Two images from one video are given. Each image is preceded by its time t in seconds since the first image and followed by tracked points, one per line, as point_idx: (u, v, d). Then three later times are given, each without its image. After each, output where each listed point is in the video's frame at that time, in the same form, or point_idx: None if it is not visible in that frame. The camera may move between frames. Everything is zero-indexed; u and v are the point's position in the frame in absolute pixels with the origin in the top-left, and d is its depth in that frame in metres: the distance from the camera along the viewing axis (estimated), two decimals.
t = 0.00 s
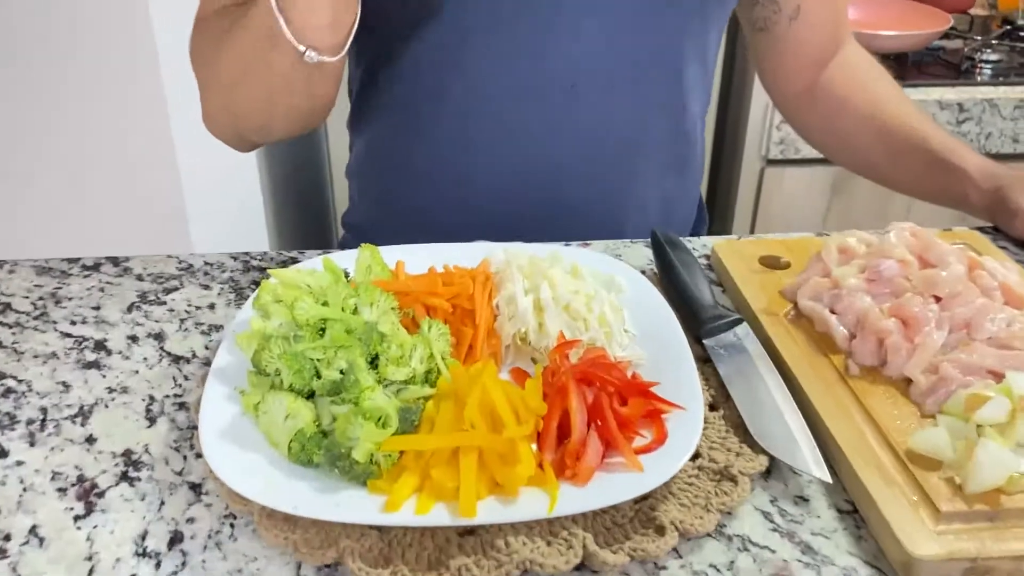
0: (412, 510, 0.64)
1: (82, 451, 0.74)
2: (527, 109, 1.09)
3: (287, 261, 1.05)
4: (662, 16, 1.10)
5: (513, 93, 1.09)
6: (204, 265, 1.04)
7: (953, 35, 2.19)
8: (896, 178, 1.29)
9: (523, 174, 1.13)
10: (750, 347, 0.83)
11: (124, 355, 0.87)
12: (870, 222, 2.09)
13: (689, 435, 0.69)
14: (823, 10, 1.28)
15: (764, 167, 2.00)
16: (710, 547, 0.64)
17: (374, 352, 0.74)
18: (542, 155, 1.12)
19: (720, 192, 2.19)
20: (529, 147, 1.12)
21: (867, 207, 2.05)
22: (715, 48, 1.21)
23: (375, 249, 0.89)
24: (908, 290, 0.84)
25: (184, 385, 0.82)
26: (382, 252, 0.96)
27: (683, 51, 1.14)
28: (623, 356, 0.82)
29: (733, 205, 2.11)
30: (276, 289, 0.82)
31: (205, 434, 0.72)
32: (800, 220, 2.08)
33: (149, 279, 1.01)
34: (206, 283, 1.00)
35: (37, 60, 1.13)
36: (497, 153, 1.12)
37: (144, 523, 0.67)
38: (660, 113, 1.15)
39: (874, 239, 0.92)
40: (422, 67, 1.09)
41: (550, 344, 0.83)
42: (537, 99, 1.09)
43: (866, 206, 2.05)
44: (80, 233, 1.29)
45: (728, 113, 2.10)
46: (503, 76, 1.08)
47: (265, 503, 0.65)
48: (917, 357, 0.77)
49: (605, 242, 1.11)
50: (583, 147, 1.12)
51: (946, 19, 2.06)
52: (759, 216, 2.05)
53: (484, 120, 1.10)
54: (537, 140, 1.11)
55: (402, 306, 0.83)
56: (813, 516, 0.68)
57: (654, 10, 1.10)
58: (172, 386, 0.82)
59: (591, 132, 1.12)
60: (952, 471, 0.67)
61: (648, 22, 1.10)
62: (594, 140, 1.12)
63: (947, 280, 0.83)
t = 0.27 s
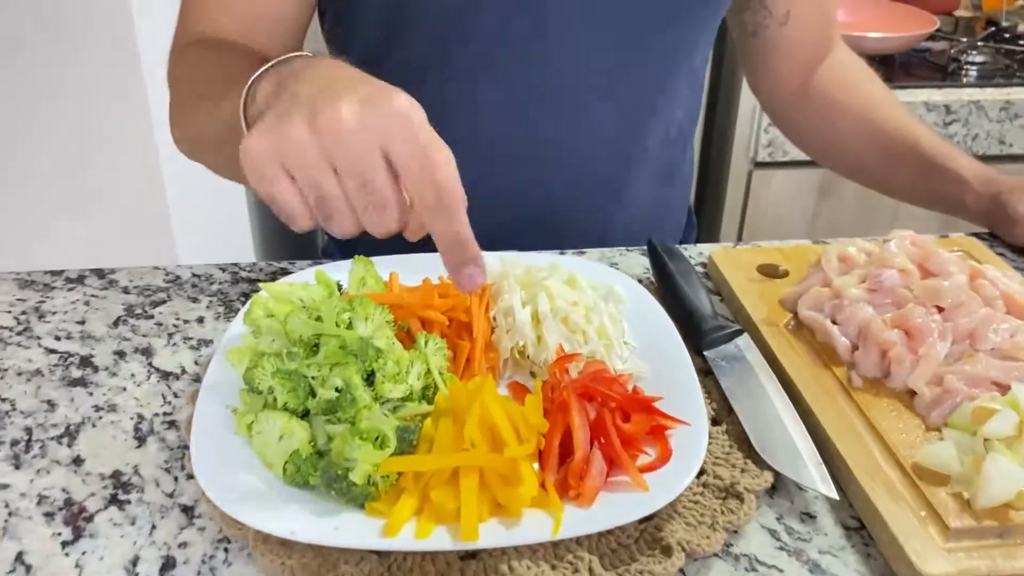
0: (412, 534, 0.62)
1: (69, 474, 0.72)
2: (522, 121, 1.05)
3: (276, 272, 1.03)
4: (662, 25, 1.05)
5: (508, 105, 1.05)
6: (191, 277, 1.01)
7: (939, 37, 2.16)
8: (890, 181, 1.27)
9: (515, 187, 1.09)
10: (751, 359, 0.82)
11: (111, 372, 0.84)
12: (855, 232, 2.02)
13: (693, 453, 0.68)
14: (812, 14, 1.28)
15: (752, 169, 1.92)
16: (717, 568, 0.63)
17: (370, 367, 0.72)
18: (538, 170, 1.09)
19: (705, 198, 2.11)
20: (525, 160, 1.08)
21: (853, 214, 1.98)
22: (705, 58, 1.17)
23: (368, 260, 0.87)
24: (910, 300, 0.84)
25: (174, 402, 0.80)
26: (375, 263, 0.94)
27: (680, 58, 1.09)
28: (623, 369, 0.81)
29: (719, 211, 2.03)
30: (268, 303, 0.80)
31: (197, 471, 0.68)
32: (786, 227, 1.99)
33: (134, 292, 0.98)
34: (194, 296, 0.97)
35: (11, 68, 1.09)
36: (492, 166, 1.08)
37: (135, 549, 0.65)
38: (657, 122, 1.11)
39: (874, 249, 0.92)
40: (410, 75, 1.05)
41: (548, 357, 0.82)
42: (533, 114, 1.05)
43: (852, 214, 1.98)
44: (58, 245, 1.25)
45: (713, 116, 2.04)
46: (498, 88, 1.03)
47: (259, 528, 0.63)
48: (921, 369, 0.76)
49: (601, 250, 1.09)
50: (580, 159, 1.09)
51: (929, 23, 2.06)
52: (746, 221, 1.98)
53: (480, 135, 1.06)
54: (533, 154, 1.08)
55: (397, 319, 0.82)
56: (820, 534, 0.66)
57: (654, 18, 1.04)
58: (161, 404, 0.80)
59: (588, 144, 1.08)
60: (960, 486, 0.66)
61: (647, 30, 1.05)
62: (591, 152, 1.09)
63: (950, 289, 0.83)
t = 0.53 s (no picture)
0: (408, 543, 0.62)
1: (59, 484, 0.71)
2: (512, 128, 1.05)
3: (267, 279, 1.02)
4: (649, 28, 1.04)
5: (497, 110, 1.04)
6: (181, 284, 1.01)
7: (925, 40, 2.16)
8: (879, 185, 1.28)
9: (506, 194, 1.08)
10: (744, 363, 0.82)
11: (101, 380, 0.84)
12: (843, 235, 2.03)
13: (690, 459, 0.68)
14: (801, 19, 1.27)
15: (740, 172, 1.92)
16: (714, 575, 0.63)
17: (364, 376, 0.71)
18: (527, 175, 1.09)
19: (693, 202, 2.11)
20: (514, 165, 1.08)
21: (841, 218, 1.99)
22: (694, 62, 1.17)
23: (361, 266, 0.86)
24: (904, 304, 0.85)
25: (165, 411, 0.79)
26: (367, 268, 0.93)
27: (668, 60, 1.09)
28: (618, 375, 0.81)
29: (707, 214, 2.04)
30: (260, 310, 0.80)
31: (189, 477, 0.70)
32: (774, 230, 2.00)
33: (124, 299, 0.97)
34: (184, 303, 0.97)
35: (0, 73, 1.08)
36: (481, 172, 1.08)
37: (127, 560, 0.64)
38: (646, 126, 1.11)
39: (867, 253, 0.92)
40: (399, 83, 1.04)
41: (544, 364, 0.81)
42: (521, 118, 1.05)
43: (839, 218, 1.99)
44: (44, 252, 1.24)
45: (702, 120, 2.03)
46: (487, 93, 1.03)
47: (254, 538, 0.62)
48: (915, 373, 0.77)
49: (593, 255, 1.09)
50: (568, 165, 1.09)
51: (916, 27, 2.07)
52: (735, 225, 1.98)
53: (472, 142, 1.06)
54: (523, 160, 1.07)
55: (390, 326, 0.82)
56: (818, 539, 0.66)
57: (641, 20, 1.04)
58: (152, 413, 0.79)
59: (577, 148, 1.08)
60: (955, 490, 0.66)
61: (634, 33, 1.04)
62: (580, 157, 1.09)
63: (944, 293, 0.83)
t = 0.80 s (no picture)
0: (403, 546, 0.62)
1: (51, 490, 0.71)
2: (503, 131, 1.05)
3: (259, 282, 1.02)
4: (640, 32, 1.05)
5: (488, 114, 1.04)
6: (173, 287, 1.00)
7: (913, 42, 2.17)
8: (870, 187, 1.28)
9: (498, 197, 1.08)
10: (737, 364, 0.82)
11: (93, 385, 0.83)
12: (832, 237, 2.04)
13: (684, 460, 0.68)
14: (792, 23, 1.28)
15: (731, 174, 1.92)
16: None
17: (358, 379, 0.71)
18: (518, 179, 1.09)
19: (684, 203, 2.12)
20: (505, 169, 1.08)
21: (831, 220, 2.00)
22: (685, 64, 1.17)
23: (354, 269, 0.86)
24: (895, 305, 0.85)
25: (158, 416, 0.79)
26: (360, 272, 0.93)
27: (660, 64, 1.09)
28: (611, 377, 0.81)
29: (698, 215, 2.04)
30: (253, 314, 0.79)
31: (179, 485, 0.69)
32: (765, 232, 2.01)
33: (115, 303, 0.97)
34: (176, 307, 0.96)
35: None
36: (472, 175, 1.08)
37: (120, 566, 0.64)
38: (637, 129, 1.11)
39: (858, 255, 0.93)
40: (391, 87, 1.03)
41: (537, 366, 0.81)
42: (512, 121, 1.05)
43: (829, 219, 2.00)
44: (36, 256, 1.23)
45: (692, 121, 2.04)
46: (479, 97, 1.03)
47: (248, 542, 0.62)
48: (907, 374, 0.77)
49: (586, 257, 1.09)
50: (560, 168, 1.09)
51: (906, 28, 2.08)
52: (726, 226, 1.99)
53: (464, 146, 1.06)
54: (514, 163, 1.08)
55: (384, 329, 0.81)
56: (811, 539, 0.67)
57: (632, 23, 1.04)
58: (144, 417, 0.79)
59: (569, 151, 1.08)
60: (948, 490, 0.67)
61: (625, 36, 1.04)
62: (571, 160, 1.09)
63: (935, 294, 0.84)
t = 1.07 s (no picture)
0: (404, 550, 0.62)
1: (50, 495, 0.70)
2: (500, 133, 1.05)
3: (257, 285, 1.02)
4: (637, 35, 1.05)
5: (485, 115, 1.05)
6: (170, 291, 1.00)
7: (906, 43, 2.19)
8: (865, 187, 1.29)
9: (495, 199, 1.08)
10: (735, 365, 0.83)
11: (91, 389, 0.83)
12: (827, 237, 2.04)
13: (683, 462, 0.68)
14: (789, 24, 1.28)
15: (726, 175, 1.93)
16: None
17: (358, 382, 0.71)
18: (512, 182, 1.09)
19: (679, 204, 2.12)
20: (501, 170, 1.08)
21: (825, 221, 2.01)
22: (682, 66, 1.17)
23: (351, 272, 0.86)
24: (892, 306, 0.85)
25: (156, 420, 0.79)
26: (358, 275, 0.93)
27: (657, 67, 1.09)
28: (610, 379, 0.81)
29: (694, 217, 2.04)
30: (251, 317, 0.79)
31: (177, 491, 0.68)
32: (760, 233, 2.01)
33: (112, 306, 0.96)
34: (174, 310, 0.96)
35: None
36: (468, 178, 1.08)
37: (120, 571, 0.64)
38: (633, 131, 1.12)
39: (855, 256, 0.93)
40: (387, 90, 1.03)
41: (536, 368, 0.81)
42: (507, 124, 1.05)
43: (823, 220, 2.01)
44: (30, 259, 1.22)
45: (688, 122, 2.03)
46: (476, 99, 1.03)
47: (248, 546, 0.62)
48: (905, 375, 0.77)
49: (583, 259, 1.09)
50: (557, 169, 1.09)
51: (899, 29, 2.10)
52: (721, 227, 1.99)
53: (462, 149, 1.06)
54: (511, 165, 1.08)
55: (382, 332, 0.81)
56: (811, 540, 0.67)
57: (630, 26, 1.04)
58: (142, 421, 0.79)
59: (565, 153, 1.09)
60: (946, 491, 0.67)
61: (622, 38, 1.04)
62: (567, 163, 1.09)
63: (933, 294, 0.84)
